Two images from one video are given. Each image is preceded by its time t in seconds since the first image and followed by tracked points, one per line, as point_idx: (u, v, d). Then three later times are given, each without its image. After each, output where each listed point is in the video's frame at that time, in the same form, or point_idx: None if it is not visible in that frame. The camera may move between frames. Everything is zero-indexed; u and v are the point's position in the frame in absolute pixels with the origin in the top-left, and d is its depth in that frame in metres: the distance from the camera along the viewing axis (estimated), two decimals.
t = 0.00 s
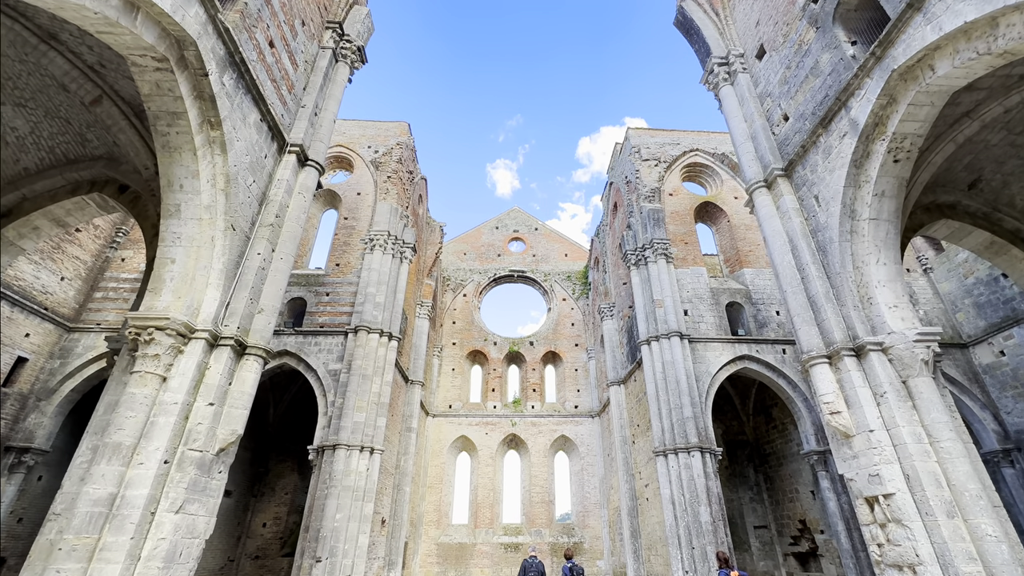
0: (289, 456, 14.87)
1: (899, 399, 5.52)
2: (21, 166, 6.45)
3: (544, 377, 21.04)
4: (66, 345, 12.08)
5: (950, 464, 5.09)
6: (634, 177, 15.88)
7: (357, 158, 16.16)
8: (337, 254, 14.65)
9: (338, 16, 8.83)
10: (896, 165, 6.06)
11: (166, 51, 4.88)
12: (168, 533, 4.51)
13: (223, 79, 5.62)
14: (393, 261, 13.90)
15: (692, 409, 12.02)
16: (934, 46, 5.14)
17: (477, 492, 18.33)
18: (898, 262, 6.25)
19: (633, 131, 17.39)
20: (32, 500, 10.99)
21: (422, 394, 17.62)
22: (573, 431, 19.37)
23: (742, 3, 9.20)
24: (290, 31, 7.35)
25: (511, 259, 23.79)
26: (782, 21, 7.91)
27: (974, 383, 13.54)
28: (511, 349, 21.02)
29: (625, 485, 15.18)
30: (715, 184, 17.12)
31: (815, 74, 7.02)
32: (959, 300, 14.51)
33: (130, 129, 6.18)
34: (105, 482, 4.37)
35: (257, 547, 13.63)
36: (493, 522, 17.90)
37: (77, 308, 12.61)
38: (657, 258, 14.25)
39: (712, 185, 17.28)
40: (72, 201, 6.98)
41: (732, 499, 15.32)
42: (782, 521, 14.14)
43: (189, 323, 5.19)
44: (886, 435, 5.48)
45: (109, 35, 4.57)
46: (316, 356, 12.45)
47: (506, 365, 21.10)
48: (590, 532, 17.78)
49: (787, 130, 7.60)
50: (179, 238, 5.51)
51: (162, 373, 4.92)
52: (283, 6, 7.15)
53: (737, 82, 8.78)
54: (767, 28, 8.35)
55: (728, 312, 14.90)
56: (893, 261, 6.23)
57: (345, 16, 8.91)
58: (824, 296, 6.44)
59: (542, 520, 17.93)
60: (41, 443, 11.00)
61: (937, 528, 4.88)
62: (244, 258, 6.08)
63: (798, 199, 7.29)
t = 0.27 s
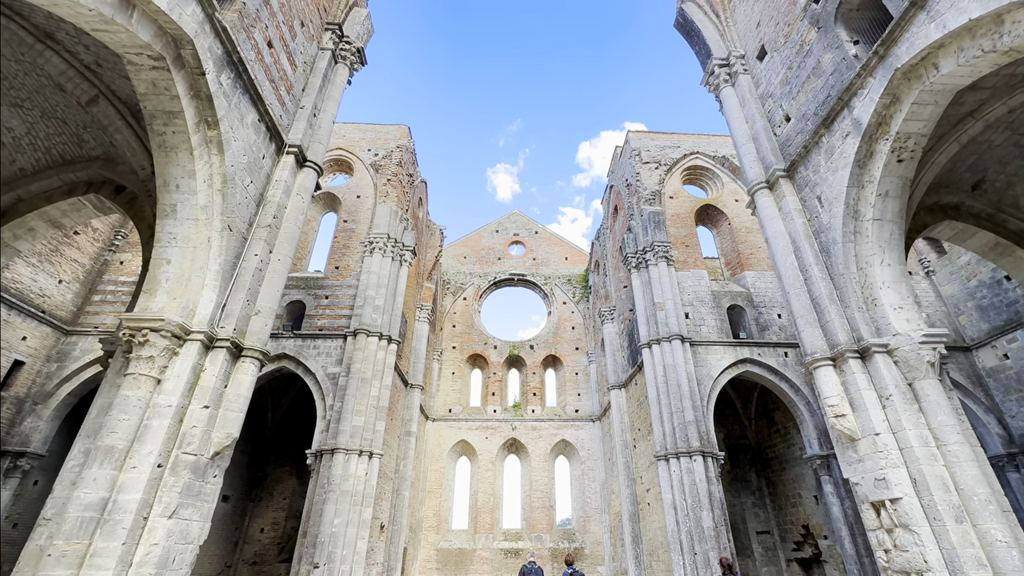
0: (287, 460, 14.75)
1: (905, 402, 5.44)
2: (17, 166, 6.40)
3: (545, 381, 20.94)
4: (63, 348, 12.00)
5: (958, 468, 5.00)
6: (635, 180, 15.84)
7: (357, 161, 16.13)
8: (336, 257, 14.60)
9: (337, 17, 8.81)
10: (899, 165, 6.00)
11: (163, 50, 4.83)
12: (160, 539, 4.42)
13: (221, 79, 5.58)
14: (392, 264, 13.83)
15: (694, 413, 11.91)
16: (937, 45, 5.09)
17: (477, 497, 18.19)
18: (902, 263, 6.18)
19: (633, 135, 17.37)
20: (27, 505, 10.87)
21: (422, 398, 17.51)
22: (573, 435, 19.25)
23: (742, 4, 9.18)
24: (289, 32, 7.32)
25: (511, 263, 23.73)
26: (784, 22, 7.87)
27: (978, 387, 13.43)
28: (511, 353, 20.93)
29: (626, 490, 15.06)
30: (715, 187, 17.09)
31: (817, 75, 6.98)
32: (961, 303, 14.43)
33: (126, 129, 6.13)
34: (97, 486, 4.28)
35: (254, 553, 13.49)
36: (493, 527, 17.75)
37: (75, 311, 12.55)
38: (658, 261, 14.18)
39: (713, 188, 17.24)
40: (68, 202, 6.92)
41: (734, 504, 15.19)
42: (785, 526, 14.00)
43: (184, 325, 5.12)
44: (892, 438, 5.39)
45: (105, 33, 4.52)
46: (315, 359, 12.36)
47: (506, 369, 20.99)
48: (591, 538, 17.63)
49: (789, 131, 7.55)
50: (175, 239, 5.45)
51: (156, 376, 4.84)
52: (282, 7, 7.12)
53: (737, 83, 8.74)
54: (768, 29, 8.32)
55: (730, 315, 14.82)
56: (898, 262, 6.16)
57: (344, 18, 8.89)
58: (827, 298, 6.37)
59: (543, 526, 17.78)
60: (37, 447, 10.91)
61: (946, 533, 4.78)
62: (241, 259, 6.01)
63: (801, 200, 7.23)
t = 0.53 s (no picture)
0: (285, 465, 14.64)
1: (911, 404, 5.35)
2: (14, 167, 6.35)
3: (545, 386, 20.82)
4: (60, 352, 11.91)
5: (968, 472, 4.91)
6: (635, 183, 15.80)
7: (357, 164, 16.10)
8: (336, 260, 14.55)
9: (337, 19, 8.79)
10: (904, 165, 5.94)
11: (160, 48, 4.78)
12: (153, 544, 4.33)
13: (219, 78, 5.53)
14: (392, 267, 13.77)
15: (696, 417, 11.80)
16: (942, 42, 5.04)
17: (477, 502, 18.04)
18: (908, 264, 6.11)
19: (633, 138, 17.35)
20: (22, 510, 10.73)
21: (422, 402, 17.40)
22: (574, 440, 19.11)
23: (743, 6, 9.15)
24: (288, 32, 7.29)
25: (512, 267, 23.67)
26: (785, 22, 7.84)
27: (982, 391, 13.32)
28: (512, 357, 20.83)
29: (628, 495, 14.91)
30: (716, 191, 17.07)
31: (820, 75, 6.94)
32: (965, 306, 14.34)
33: (123, 128, 6.08)
34: (88, 490, 4.19)
35: (251, 559, 13.34)
36: (493, 533, 17.58)
37: (73, 314, 12.48)
38: (659, 264, 14.11)
39: (714, 192, 17.20)
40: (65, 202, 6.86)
41: (736, 509, 15.04)
42: (788, 532, 13.85)
43: (180, 326, 5.04)
44: (899, 441, 5.29)
45: (101, 30, 4.47)
46: (314, 363, 12.27)
47: (506, 373, 20.88)
48: (592, 544, 17.45)
49: (792, 132, 7.50)
50: (171, 239, 5.39)
51: (150, 377, 4.76)
52: (281, 7, 7.09)
53: (739, 84, 8.71)
54: (770, 30, 8.29)
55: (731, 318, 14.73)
56: (903, 262, 6.08)
57: (344, 20, 8.87)
58: (832, 299, 6.29)
59: (543, 531, 17.61)
60: (33, 452, 10.84)
61: (955, 538, 4.68)
62: (239, 260, 5.95)
63: (804, 201, 7.17)
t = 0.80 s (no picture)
0: (283, 471, 14.50)
1: (919, 407, 5.26)
2: (9, 168, 6.26)
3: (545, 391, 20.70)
4: (57, 356, 11.80)
5: (978, 476, 4.80)
6: (636, 186, 15.76)
7: (357, 168, 16.07)
8: (335, 264, 14.48)
9: (337, 21, 8.76)
10: (909, 165, 5.87)
11: (157, 46, 4.73)
12: (145, 551, 4.23)
13: (217, 77, 5.48)
14: (392, 271, 13.70)
15: (698, 422, 11.69)
16: (947, 40, 4.98)
17: (477, 509, 17.87)
18: (913, 265, 6.03)
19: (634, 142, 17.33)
20: (15, 516, 10.56)
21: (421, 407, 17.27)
22: (575, 446, 18.97)
23: (743, 8, 9.13)
24: (287, 33, 7.25)
25: (512, 271, 23.60)
26: (787, 24, 7.81)
27: (987, 396, 13.20)
28: (512, 361, 20.72)
29: (629, 501, 14.76)
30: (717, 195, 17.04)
31: (822, 75, 6.89)
32: (968, 310, 14.25)
33: (119, 129, 6.03)
34: (78, 495, 4.09)
35: (248, 566, 13.17)
36: (493, 540, 17.40)
37: (70, 318, 12.39)
38: (660, 268, 14.03)
39: (715, 196, 17.18)
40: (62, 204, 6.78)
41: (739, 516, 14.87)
42: (792, 539, 13.69)
43: (175, 327, 4.96)
44: (907, 445, 5.19)
45: (97, 27, 4.42)
46: (313, 367, 12.16)
47: (506, 378, 20.76)
48: (593, 551, 17.25)
49: (794, 133, 7.45)
50: (167, 240, 5.31)
51: (144, 380, 4.67)
52: (280, 8, 7.06)
53: (740, 86, 8.66)
54: (771, 31, 8.25)
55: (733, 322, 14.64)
56: (908, 263, 6.00)
57: (344, 22, 8.84)
58: (837, 301, 6.21)
59: (544, 538, 17.43)
60: (28, 456, 10.65)
61: (966, 544, 4.57)
62: (236, 261, 5.87)
63: (807, 202, 7.10)
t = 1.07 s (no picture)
0: (281, 477, 14.36)
1: (927, 411, 5.16)
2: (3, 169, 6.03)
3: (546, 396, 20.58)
4: (54, 360, 11.70)
5: (988, 481, 4.70)
6: (636, 190, 15.72)
7: (357, 172, 16.05)
8: (335, 268, 14.42)
9: (337, 24, 8.74)
10: (913, 165, 5.81)
11: (153, 46, 4.68)
12: (135, 558, 4.12)
13: (214, 77, 5.43)
14: (391, 275, 13.63)
15: (700, 427, 11.57)
16: (952, 40, 4.93)
17: (476, 515, 17.70)
18: (919, 267, 5.95)
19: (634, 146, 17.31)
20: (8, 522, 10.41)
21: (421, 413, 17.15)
22: (575, 451, 18.82)
23: (744, 12, 9.12)
24: (287, 35, 7.22)
25: (512, 276, 23.53)
26: (788, 26, 7.78)
27: (991, 401, 13.09)
28: (512, 366, 20.61)
29: (631, 508, 14.61)
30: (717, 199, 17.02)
31: (824, 76, 6.84)
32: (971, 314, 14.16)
33: (116, 129, 5.99)
34: (67, 501, 3.98)
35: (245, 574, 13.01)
36: (493, 547, 17.21)
37: (68, 322, 12.34)
38: (661, 272, 13.95)
39: (715, 200, 17.15)
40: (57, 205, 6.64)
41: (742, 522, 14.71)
42: (795, 546, 13.53)
43: (169, 330, 4.88)
44: (915, 449, 5.10)
45: (93, 26, 4.37)
46: (311, 371, 12.06)
47: (506, 384, 20.64)
48: (594, 558, 17.06)
49: (796, 134, 7.40)
50: (162, 241, 5.24)
51: (138, 383, 4.58)
52: (280, 10, 7.03)
53: (741, 89, 8.62)
54: (772, 34, 8.23)
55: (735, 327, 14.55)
56: (913, 265, 5.92)
57: (344, 25, 8.82)
58: (841, 303, 6.13)
59: (544, 545, 17.25)
60: (23, 462, 10.56)
61: (976, 552, 4.47)
62: (232, 263, 5.80)
63: (810, 204, 7.04)
